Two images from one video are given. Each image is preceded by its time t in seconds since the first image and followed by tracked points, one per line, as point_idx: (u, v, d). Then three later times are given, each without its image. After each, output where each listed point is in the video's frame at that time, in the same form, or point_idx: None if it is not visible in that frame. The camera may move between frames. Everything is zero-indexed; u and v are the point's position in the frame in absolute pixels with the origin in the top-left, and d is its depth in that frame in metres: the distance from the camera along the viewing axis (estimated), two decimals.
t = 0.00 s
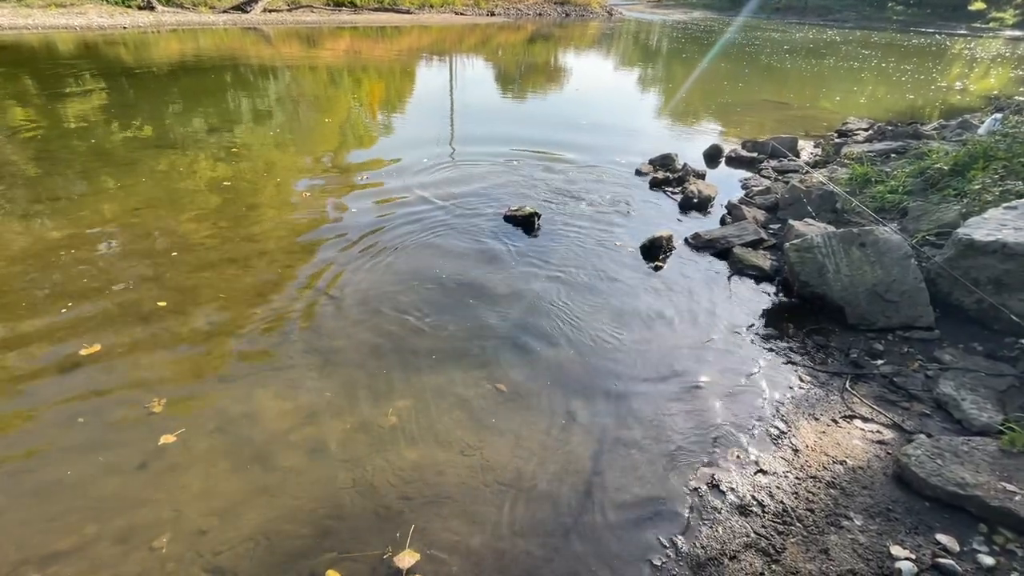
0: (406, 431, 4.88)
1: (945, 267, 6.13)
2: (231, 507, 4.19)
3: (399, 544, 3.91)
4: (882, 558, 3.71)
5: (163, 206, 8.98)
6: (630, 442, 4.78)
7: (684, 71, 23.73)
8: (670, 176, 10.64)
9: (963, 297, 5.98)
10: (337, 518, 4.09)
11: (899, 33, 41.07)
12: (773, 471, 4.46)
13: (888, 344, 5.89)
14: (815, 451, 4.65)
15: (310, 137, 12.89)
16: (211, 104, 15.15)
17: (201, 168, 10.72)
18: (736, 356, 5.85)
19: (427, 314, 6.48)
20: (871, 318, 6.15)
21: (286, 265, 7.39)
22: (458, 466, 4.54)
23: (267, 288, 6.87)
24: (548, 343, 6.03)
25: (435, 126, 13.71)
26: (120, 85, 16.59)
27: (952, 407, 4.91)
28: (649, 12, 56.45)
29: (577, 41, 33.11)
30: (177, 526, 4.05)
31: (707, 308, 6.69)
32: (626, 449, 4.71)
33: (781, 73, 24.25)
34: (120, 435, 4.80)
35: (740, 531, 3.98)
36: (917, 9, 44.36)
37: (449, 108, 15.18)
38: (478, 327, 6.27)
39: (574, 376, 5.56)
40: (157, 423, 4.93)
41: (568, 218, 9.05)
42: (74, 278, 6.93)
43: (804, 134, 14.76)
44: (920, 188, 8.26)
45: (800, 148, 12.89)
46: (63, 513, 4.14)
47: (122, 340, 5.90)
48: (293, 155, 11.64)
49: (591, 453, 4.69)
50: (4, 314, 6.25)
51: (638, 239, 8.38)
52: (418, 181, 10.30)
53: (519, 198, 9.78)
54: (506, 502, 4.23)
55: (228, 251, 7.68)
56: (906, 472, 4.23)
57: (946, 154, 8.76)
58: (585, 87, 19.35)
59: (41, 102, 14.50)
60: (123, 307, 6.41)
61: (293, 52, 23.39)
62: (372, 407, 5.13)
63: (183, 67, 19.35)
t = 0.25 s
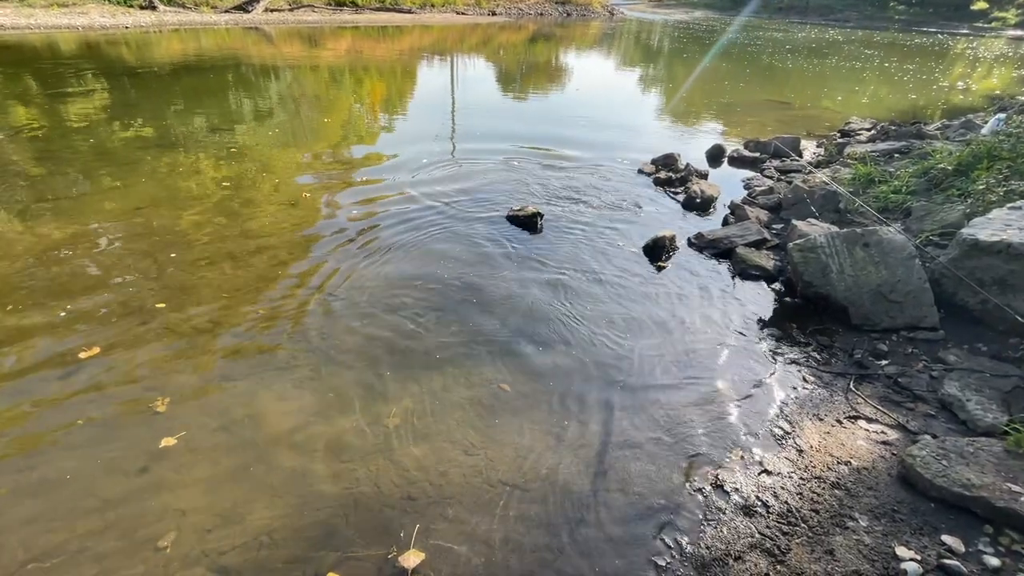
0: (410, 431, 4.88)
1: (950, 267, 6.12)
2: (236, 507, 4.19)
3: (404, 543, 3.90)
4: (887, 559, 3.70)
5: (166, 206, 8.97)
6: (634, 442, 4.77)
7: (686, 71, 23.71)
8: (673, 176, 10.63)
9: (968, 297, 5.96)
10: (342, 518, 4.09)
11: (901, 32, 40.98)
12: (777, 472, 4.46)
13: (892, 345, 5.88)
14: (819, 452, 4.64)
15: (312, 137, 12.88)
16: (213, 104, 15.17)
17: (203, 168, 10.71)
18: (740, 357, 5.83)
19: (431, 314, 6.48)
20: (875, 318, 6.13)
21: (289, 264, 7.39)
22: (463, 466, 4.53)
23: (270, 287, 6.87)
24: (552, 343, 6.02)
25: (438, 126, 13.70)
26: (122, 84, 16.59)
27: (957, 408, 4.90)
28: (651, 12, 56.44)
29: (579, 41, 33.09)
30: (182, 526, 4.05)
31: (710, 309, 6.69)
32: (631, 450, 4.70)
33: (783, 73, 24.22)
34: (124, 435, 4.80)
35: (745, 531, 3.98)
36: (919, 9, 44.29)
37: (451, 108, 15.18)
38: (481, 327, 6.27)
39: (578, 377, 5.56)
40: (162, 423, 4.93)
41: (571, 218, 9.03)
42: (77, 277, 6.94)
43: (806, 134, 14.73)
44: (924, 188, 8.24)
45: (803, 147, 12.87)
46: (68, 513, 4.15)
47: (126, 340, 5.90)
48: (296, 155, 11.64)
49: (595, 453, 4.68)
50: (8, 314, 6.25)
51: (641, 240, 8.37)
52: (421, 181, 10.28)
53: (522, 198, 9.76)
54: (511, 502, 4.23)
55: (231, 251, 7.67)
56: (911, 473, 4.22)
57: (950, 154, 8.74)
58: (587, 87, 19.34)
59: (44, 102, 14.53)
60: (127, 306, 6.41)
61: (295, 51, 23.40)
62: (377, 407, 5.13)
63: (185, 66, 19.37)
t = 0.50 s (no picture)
0: (410, 430, 4.88)
1: (952, 268, 6.11)
2: (236, 507, 4.19)
3: (404, 544, 3.90)
4: (889, 560, 3.69)
5: (167, 206, 8.96)
6: (635, 443, 4.77)
7: (687, 71, 23.69)
8: (673, 176, 10.62)
9: (970, 298, 5.95)
10: (342, 518, 4.08)
11: (903, 32, 40.88)
12: (779, 472, 4.45)
13: (894, 345, 5.86)
14: (821, 452, 4.64)
15: (314, 137, 12.88)
16: (214, 104, 15.18)
17: (204, 168, 10.70)
18: (742, 357, 5.82)
19: (432, 314, 6.47)
20: (877, 318, 6.12)
21: (290, 264, 7.39)
22: (463, 467, 4.52)
23: (271, 287, 6.87)
24: (553, 343, 6.02)
25: (438, 126, 13.70)
26: (123, 84, 16.58)
27: (959, 409, 4.89)
28: (652, 12, 56.44)
29: (580, 40, 33.06)
30: (183, 525, 4.05)
31: (712, 309, 6.67)
32: (632, 450, 4.69)
33: (784, 73, 24.17)
34: (125, 434, 4.79)
35: (746, 532, 3.97)
36: (921, 9, 44.19)
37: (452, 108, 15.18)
38: (482, 327, 6.27)
39: (580, 376, 5.56)
40: (163, 423, 4.93)
41: (572, 219, 9.02)
42: (78, 277, 6.94)
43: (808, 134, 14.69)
44: (926, 188, 8.23)
45: (804, 147, 12.84)
46: (69, 512, 4.15)
47: (128, 339, 5.90)
48: (297, 155, 11.63)
49: (596, 453, 4.67)
50: (9, 313, 6.25)
51: (642, 240, 8.36)
52: (422, 181, 10.27)
53: (523, 198, 9.75)
54: (512, 502, 4.23)
55: (233, 251, 7.67)
56: (913, 474, 4.21)
57: (952, 154, 8.72)
58: (588, 87, 19.33)
59: (46, 101, 14.55)
60: (128, 306, 6.41)
61: (296, 51, 23.41)
62: (377, 407, 5.13)
63: (186, 66, 19.38)
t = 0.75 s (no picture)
0: (408, 430, 4.88)
1: (952, 268, 6.10)
2: (235, 507, 4.20)
3: (402, 544, 3.91)
4: (886, 562, 3.69)
5: (168, 206, 8.98)
6: (633, 443, 4.76)
7: (689, 71, 23.66)
8: (674, 176, 10.62)
9: (969, 299, 5.94)
10: (340, 518, 4.09)
11: (905, 32, 40.75)
12: (777, 473, 4.44)
13: (893, 346, 5.86)
14: (818, 453, 4.63)
15: (314, 136, 12.89)
16: (215, 104, 15.20)
17: (205, 168, 10.70)
18: (740, 358, 5.82)
19: (431, 314, 6.48)
20: (876, 319, 6.11)
21: (290, 264, 7.40)
22: (461, 467, 4.53)
23: (271, 287, 6.88)
24: (552, 344, 6.02)
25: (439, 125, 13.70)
26: (125, 84, 16.60)
27: (958, 410, 4.88)
28: (654, 11, 56.37)
29: (581, 40, 33.04)
30: (181, 525, 4.06)
31: (711, 309, 6.67)
32: (630, 450, 4.69)
33: (786, 73, 24.13)
34: (125, 434, 4.81)
35: (743, 533, 3.97)
36: (924, 8, 44.07)
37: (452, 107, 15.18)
38: (481, 327, 6.27)
39: (578, 377, 5.55)
40: (162, 422, 4.94)
41: (572, 219, 9.02)
42: (79, 276, 6.96)
43: (809, 134, 14.67)
44: (926, 189, 8.21)
45: (805, 147, 12.82)
46: (68, 511, 4.16)
47: (128, 339, 5.91)
48: (298, 154, 11.64)
49: (594, 453, 4.67)
50: (11, 312, 6.27)
51: (641, 240, 8.35)
52: (422, 181, 10.28)
53: (524, 198, 9.75)
54: (509, 502, 4.23)
55: (233, 251, 7.68)
56: (911, 475, 4.21)
57: (953, 155, 8.71)
58: (589, 87, 19.31)
59: (48, 101, 14.60)
60: (129, 305, 6.43)
61: (297, 51, 23.43)
62: (376, 406, 5.14)
63: (188, 66, 19.42)
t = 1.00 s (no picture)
0: (407, 429, 4.89)
1: (951, 268, 6.09)
2: (233, 506, 4.20)
3: (399, 543, 3.91)
4: (883, 562, 3.68)
5: (168, 205, 9.00)
6: (631, 443, 4.76)
7: (690, 71, 23.64)
8: (674, 175, 10.61)
9: (969, 299, 5.93)
10: (338, 517, 4.10)
11: (907, 32, 40.63)
12: (775, 473, 4.44)
13: (892, 346, 5.85)
14: (817, 453, 4.63)
15: (315, 136, 12.91)
16: (216, 103, 15.23)
17: (207, 168, 10.70)
18: (739, 358, 5.81)
19: (430, 314, 6.48)
20: (875, 319, 6.11)
21: (289, 263, 7.41)
22: (459, 466, 4.53)
23: (271, 286, 6.89)
24: (551, 343, 6.02)
25: (440, 125, 13.70)
26: (127, 84, 16.60)
27: (956, 410, 4.87)
28: (655, 11, 56.34)
29: (583, 40, 33.03)
30: (180, 523, 4.07)
31: (711, 309, 6.67)
32: (628, 450, 4.69)
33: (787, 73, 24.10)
34: (124, 432, 4.82)
35: (740, 533, 3.97)
36: (926, 8, 43.98)
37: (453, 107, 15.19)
38: (481, 326, 6.27)
39: (577, 377, 5.55)
40: (161, 421, 4.95)
41: (572, 218, 9.01)
42: (80, 275, 6.97)
43: (810, 134, 14.65)
44: (927, 189, 8.21)
45: (806, 147, 12.81)
46: (67, 509, 4.17)
47: (128, 338, 5.91)
48: (298, 154, 11.66)
49: (592, 453, 4.68)
50: (12, 311, 6.29)
51: (641, 240, 8.35)
52: (422, 181, 10.28)
53: (524, 198, 9.75)
54: (507, 502, 4.23)
55: (233, 250, 7.69)
56: (909, 475, 4.20)
57: (953, 155, 8.70)
58: (590, 86, 19.30)
59: (50, 100, 14.64)
60: (129, 304, 6.44)
61: (299, 51, 23.45)
62: (374, 405, 5.15)
63: (189, 65, 19.46)
